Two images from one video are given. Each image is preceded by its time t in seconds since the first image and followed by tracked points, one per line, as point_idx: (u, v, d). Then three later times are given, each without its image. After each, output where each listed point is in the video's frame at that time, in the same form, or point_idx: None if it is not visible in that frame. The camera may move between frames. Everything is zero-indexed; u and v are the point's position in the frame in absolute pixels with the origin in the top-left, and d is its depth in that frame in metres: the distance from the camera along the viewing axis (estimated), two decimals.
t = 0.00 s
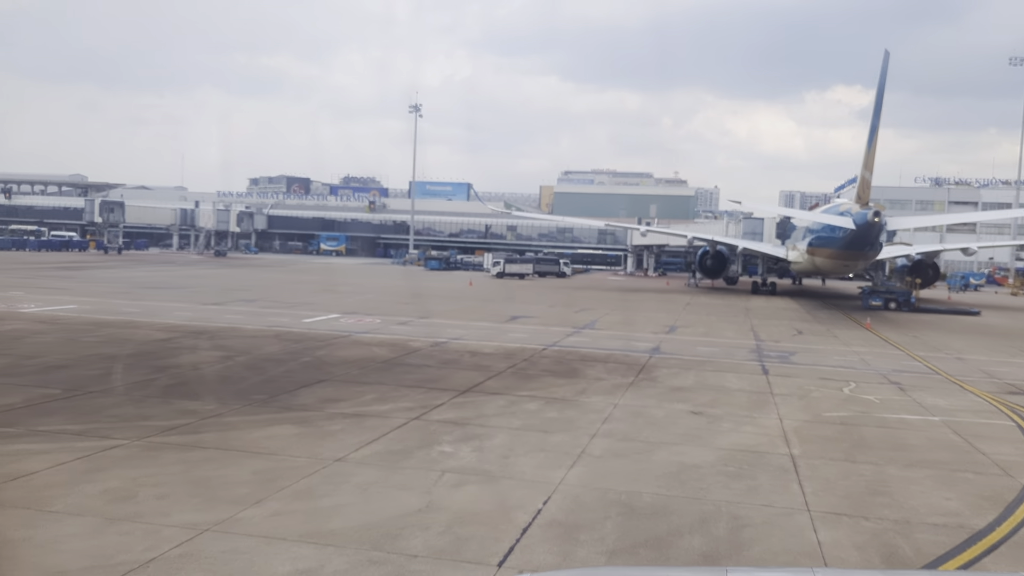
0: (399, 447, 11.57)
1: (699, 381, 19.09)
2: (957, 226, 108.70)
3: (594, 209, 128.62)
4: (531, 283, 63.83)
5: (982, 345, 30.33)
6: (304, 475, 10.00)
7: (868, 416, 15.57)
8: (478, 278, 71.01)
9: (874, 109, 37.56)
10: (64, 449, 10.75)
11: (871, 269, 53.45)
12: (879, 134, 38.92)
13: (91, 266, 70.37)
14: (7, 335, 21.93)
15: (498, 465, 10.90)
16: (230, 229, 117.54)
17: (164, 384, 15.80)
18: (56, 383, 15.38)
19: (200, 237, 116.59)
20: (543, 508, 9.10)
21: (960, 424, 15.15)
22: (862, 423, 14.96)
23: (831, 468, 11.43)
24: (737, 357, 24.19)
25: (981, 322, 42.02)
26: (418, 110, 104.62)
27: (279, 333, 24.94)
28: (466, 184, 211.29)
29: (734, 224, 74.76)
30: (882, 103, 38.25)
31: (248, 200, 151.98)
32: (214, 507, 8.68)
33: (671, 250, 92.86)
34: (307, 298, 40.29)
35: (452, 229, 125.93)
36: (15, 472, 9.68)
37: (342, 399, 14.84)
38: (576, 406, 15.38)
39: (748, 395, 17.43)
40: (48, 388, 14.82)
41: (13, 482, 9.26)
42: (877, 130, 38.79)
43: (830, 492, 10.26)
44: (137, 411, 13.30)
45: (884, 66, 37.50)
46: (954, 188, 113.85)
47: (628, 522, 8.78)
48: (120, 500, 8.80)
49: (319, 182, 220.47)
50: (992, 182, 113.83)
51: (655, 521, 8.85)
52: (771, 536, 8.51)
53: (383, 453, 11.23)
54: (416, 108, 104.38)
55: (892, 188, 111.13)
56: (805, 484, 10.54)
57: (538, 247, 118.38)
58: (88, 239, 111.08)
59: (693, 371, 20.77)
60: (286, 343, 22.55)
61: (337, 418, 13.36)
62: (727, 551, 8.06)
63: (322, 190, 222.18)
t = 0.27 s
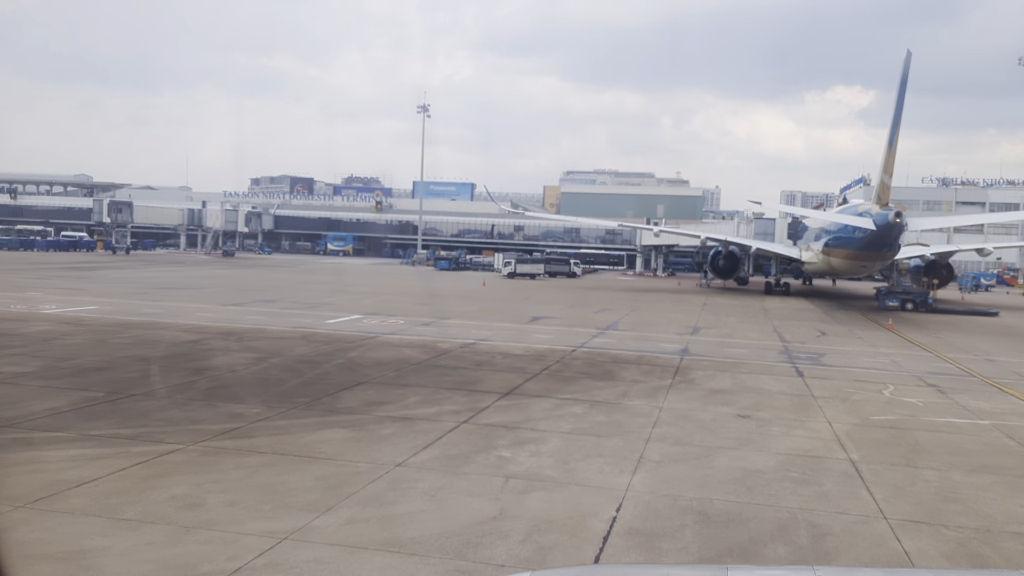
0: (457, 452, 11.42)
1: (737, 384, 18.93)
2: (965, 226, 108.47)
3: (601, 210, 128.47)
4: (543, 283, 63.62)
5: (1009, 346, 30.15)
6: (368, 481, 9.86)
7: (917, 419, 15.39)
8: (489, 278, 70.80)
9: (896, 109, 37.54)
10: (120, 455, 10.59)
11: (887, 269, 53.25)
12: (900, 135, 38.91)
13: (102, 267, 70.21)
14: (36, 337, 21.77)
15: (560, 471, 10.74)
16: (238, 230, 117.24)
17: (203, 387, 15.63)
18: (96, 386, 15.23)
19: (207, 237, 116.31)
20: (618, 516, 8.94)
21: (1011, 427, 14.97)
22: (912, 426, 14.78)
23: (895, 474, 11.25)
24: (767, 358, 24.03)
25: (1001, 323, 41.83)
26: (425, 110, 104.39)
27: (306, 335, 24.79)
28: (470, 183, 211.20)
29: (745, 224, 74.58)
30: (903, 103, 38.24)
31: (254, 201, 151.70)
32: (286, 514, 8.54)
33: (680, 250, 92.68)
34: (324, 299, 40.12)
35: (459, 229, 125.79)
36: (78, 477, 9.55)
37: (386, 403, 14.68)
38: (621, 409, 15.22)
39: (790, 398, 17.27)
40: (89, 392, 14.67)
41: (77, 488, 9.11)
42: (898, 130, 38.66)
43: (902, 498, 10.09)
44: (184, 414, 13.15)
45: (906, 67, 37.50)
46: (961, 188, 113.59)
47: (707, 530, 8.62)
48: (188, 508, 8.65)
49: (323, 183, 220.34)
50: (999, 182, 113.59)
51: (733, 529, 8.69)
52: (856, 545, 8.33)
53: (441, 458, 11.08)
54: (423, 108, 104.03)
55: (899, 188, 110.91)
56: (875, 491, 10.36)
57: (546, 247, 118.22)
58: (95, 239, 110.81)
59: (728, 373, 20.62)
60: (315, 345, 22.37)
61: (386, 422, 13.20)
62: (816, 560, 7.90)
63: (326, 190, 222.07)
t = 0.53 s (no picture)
0: (524, 459, 11.24)
1: (781, 387, 18.74)
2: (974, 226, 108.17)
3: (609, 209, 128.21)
4: (557, 283, 63.36)
5: None
6: (444, 488, 9.68)
7: (974, 424, 15.18)
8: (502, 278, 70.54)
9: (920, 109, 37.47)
10: (187, 461, 10.42)
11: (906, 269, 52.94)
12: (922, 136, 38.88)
13: (114, 267, 69.98)
14: (69, 339, 21.61)
15: (632, 478, 10.56)
16: (246, 229, 116.88)
17: (251, 390, 15.46)
18: (144, 390, 15.07)
19: (216, 237, 115.90)
20: (706, 526, 8.75)
21: None
22: (971, 431, 14.56)
23: (972, 481, 11.04)
24: (803, 361, 23.82)
25: None
26: (434, 110, 104.11)
27: (337, 337, 24.61)
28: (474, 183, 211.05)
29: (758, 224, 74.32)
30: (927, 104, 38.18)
31: (260, 200, 151.31)
32: (371, 525, 8.36)
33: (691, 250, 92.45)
34: (344, 300, 39.91)
35: (467, 228, 125.53)
36: (150, 485, 9.38)
37: (437, 407, 14.52)
38: (674, 414, 15.02)
39: (840, 402, 17.07)
40: (138, 395, 14.51)
41: (154, 497, 8.94)
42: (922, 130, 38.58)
43: (987, 507, 9.88)
44: (239, 419, 12.99)
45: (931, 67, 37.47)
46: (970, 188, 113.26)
47: (801, 540, 8.42)
48: (271, 518, 8.49)
49: (328, 182, 220.06)
50: (1008, 182, 113.28)
51: (827, 539, 8.49)
52: (957, 557, 8.12)
53: (510, 465, 10.90)
54: (432, 108, 103.74)
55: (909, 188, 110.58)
56: (958, 499, 10.15)
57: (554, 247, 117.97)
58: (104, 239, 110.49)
59: (769, 376, 20.42)
60: (350, 347, 22.20)
61: (443, 426, 13.03)
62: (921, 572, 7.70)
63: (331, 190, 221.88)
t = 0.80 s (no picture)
0: (593, 466, 11.08)
1: (826, 390, 18.56)
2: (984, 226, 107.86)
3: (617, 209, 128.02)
4: (571, 285, 63.17)
5: None
6: (522, 497, 9.51)
7: None
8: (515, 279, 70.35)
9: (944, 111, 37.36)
10: (257, 468, 10.28)
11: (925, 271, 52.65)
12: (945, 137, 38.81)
13: (126, 268, 69.73)
14: (103, 343, 21.49)
15: (708, 486, 10.38)
16: (256, 230, 116.63)
17: (299, 395, 15.33)
18: (192, 395, 14.94)
19: (224, 238, 115.72)
20: (799, 536, 8.57)
21: None
22: None
23: None
24: (839, 364, 23.64)
25: None
26: (443, 110, 104.01)
27: (369, 339, 24.47)
28: (479, 183, 210.97)
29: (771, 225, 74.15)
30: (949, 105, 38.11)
31: (267, 201, 151.15)
32: (460, 535, 8.20)
33: (702, 250, 92.20)
34: (364, 300, 39.79)
35: (475, 229, 125.48)
36: (227, 493, 9.24)
37: (490, 412, 14.38)
38: (728, 419, 14.84)
39: (890, 406, 16.85)
40: (188, 400, 14.38)
41: (235, 506, 8.81)
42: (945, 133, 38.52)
43: None
44: (296, 424, 12.86)
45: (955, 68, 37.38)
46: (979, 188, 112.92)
47: (900, 553, 8.23)
48: (358, 528, 8.31)
49: (332, 182, 219.75)
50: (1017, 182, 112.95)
51: (924, 552, 8.29)
52: None
53: (582, 473, 10.74)
54: (441, 108, 103.50)
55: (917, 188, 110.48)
56: None
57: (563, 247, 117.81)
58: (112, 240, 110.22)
59: (810, 379, 20.24)
60: (385, 351, 22.07)
61: (503, 432, 12.89)
62: None
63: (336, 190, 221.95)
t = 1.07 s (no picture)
0: (665, 473, 10.89)
1: (872, 394, 18.40)
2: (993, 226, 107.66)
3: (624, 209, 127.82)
4: (585, 285, 62.93)
5: None
6: (604, 506, 9.33)
7: None
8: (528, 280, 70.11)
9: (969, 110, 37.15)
10: (329, 476, 10.14)
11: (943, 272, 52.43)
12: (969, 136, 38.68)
13: (138, 268, 69.56)
14: (137, 345, 21.34)
15: (788, 494, 10.19)
16: (264, 231, 116.22)
17: (348, 399, 15.18)
18: (242, 399, 14.79)
19: (232, 237, 115.35)
20: (897, 548, 8.37)
21: None
22: None
23: None
24: (875, 366, 23.48)
25: None
26: (451, 110, 103.78)
27: (401, 341, 24.30)
28: (483, 183, 210.86)
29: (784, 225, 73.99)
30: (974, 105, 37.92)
31: (274, 201, 150.77)
32: (554, 547, 8.04)
33: (712, 250, 92.04)
34: (385, 302, 39.63)
35: (483, 229, 125.25)
36: (306, 503, 9.08)
37: (545, 416, 14.22)
38: (783, 424, 14.67)
39: (941, 410, 16.67)
40: (240, 404, 14.23)
41: (318, 515, 8.65)
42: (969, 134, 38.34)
43: None
44: (354, 429, 12.70)
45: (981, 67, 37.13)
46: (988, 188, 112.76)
47: (1006, 566, 8.02)
48: (448, 538, 8.15)
49: (337, 182, 219.51)
50: None
51: None
52: None
53: (656, 480, 10.56)
54: (450, 108, 103.29)
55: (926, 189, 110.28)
56: None
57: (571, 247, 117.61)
58: (121, 240, 110.01)
59: (853, 382, 20.06)
60: (420, 353, 21.91)
61: (564, 437, 12.72)
62: None
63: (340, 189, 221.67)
